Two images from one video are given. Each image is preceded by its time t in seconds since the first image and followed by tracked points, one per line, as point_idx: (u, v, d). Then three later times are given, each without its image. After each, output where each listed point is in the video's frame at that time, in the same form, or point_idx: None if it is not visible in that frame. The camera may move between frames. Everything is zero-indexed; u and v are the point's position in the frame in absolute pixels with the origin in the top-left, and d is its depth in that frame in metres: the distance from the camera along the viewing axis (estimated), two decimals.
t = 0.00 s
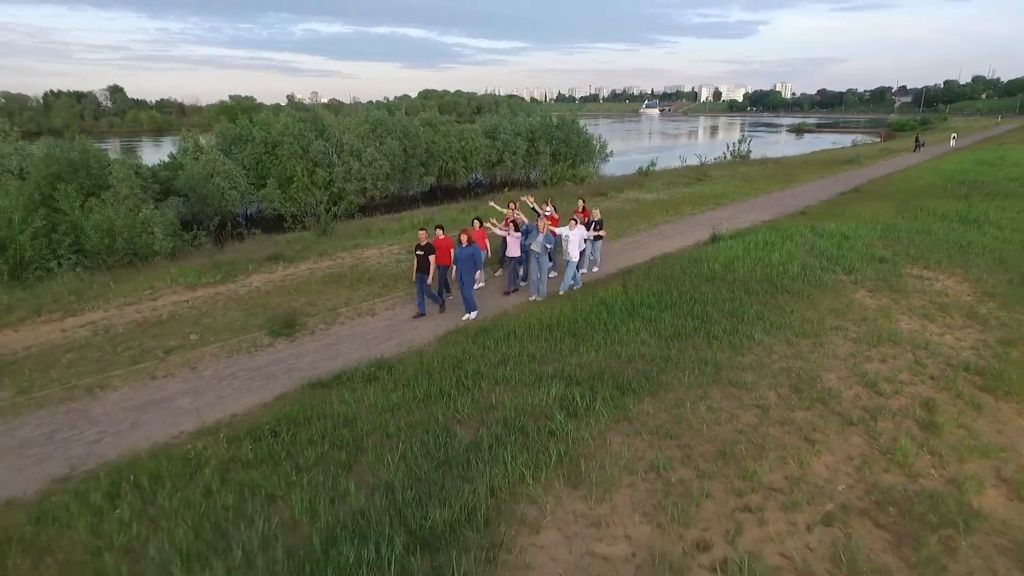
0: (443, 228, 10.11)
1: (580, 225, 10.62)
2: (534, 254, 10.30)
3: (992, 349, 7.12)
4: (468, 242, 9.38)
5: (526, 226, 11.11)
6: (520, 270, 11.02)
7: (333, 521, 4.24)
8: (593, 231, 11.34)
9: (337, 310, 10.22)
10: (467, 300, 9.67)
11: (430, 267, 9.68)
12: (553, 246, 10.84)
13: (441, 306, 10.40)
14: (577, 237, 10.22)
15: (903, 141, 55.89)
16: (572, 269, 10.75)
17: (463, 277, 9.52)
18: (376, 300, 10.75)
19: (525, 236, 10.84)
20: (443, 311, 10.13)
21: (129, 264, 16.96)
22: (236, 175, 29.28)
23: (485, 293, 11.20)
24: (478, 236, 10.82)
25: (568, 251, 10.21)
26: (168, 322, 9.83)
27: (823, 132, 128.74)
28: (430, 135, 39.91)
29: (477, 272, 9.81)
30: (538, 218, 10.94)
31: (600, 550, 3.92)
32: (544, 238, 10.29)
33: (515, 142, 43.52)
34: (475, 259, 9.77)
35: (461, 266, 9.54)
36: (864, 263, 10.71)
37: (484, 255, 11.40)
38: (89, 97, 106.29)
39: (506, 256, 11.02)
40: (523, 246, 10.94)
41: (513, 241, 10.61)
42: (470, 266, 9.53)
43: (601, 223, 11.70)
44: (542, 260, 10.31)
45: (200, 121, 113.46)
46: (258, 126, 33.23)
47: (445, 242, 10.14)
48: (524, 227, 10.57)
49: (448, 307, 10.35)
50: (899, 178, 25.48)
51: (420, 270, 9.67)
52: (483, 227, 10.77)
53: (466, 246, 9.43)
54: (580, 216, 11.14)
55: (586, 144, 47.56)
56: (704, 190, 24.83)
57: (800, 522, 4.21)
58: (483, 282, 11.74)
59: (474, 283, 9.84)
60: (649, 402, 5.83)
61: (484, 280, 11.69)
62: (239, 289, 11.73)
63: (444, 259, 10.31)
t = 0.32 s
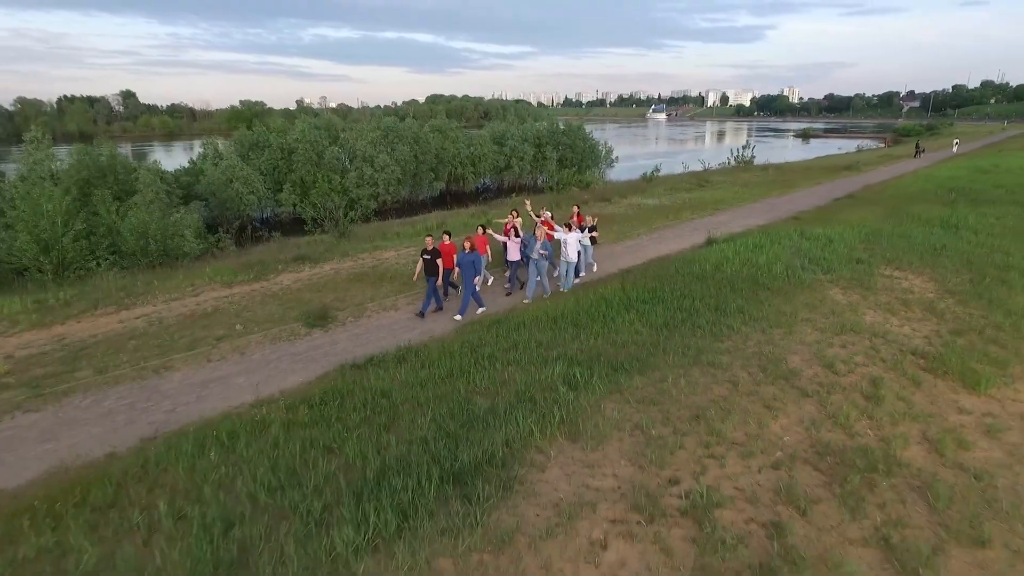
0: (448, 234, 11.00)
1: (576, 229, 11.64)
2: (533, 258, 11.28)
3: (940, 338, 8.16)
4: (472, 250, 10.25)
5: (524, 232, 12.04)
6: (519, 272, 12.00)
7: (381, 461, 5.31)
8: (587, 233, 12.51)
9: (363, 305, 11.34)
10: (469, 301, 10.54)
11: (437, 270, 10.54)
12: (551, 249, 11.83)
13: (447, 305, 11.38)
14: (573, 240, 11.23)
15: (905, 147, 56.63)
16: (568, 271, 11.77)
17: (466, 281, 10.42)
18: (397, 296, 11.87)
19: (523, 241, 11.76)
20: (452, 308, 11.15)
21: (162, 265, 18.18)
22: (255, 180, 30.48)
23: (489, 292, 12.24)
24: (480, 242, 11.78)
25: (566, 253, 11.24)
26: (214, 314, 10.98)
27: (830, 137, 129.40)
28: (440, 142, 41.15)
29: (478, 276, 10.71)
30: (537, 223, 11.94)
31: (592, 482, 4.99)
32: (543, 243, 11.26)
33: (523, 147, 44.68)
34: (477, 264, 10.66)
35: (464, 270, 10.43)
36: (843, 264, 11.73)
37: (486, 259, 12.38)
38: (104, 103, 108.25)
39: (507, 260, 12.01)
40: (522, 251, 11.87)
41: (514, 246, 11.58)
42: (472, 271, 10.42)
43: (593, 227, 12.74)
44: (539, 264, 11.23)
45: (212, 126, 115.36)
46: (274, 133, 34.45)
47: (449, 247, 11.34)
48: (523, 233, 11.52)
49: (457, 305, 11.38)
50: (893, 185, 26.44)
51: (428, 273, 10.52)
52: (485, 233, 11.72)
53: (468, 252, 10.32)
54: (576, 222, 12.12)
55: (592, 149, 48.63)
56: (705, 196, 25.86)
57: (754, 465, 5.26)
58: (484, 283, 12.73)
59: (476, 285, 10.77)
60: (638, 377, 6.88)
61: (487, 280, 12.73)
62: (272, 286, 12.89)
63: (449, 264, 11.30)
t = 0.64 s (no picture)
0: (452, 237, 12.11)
1: (571, 233, 12.74)
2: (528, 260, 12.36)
3: (893, 327, 9.34)
4: (471, 251, 11.39)
5: (522, 237, 13.11)
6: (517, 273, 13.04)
7: (414, 419, 6.48)
8: (579, 239, 13.16)
9: (384, 300, 12.57)
10: (469, 298, 11.64)
11: (440, 271, 11.63)
12: (546, 251, 12.95)
13: (450, 303, 12.45)
14: (567, 244, 12.35)
15: (904, 153, 57.62)
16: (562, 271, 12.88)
17: (467, 280, 11.50)
18: (414, 292, 13.09)
19: (521, 246, 12.83)
20: (458, 305, 12.29)
21: (190, 265, 19.48)
22: (270, 185, 31.81)
23: (489, 293, 13.24)
24: (480, 245, 12.81)
25: (561, 255, 12.30)
26: (250, 307, 12.23)
27: (832, 143, 130.49)
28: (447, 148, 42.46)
29: (477, 276, 11.82)
30: (534, 229, 13.02)
31: (586, 434, 6.15)
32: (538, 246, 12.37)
33: (527, 153, 45.96)
34: (477, 266, 11.74)
35: (465, 270, 11.53)
36: (820, 264, 12.90)
37: (487, 261, 13.48)
38: (116, 108, 110.21)
39: (506, 262, 13.11)
40: (519, 254, 12.95)
41: (512, 249, 12.66)
42: (472, 272, 11.50)
43: (585, 233, 13.80)
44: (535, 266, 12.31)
45: (221, 130, 117.20)
46: (288, 139, 35.82)
47: (451, 249, 11.86)
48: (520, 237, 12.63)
49: (461, 303, 12.50)
50: (884, 190, 27.52)
51: (432, 273, 11.61)
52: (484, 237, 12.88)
53: (469, 254, 11.40)
54: (571, 227, 13.20)
55: (596, 155, 49.85)
56: (702, 201, 27.03)
57: (719, 424, 6.43)
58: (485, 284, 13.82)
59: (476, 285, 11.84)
60: (627, 356, 8.05)
61: (488, 282, 13.76)
62: (299, 284, 14.14)
63: (451, 264, 12.30)
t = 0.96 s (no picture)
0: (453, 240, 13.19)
1: (564, 237, 13.81)
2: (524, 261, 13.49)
3: (852, 318, 10.64)
4: (471, 253, 12.50)
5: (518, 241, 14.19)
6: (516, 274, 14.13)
7: (437, 388, 7.77)
8: (571, 242, 14.25)
9: (401, 296, 13.90)
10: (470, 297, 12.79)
11: (443, 272, 12.73)
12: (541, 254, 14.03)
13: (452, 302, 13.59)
14: (561, 247, 13.43)
15: (898, 160, 58.80)
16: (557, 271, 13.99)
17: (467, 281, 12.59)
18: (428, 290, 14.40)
19: (518, 249, 13.91)
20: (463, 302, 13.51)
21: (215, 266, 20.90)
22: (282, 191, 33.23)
23: (490, 292, 14.39)
24: (480, 248, 13.86)
25: (555, 256, 13.39)
26: (281, 302, 13.59)
27: (832, 148, 132.00)
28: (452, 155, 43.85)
29: (476, 276, 12.95)
30: (530, 233, 14.10)
31: (579, 399, 7.42)
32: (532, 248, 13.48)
33: (530, 160, 47.32)
34: (477, 267, 12.82)
35: (466, 271, 12.62)
36: (797, 264, 14.19)
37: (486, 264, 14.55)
38: (122, 113, 111.83)
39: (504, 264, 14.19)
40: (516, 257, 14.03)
41: (510, 251, 13.74)
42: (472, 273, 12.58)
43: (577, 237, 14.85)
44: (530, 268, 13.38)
45: (227, 136, 118.90)
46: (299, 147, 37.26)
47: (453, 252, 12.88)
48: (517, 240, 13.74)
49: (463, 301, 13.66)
50: (872, 196, 28.74)
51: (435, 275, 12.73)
52: (483, 240, 14.01)
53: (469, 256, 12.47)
54: (564, 232, 14.28)
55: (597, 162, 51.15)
56: (698, 206, 28.29)
57: (691, 394, 7.71)
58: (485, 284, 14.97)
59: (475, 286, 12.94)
60: (617, 340, 9.35)
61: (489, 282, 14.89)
62: (322, 282, 15.49)
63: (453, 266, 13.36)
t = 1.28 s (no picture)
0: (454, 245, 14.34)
1: (558, 243, 14.98)
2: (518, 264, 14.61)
3: (818, 312, 12.01)
4: (470, 257, 13.66)
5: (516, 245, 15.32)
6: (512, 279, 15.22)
7: (455, 366, 9.15)
8: (565, 247, 15.43)
9: (416, 295, 15.30)
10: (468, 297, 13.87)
11: (444, 274, 13.93)
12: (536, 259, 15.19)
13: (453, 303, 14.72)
14: (555, 252, 14.60)
15: (891, 167, 60.33)
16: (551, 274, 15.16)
17: (466, 282, 13.75)
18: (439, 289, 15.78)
19: (514, 253, 15.03)
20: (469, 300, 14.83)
21: (237, 269, 22.36)
22: (294, 198, 34.70)
23: (491, 292, 15.66)
24: (479, 255, 14.90)
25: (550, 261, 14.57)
26: (308, 300, 15.02)
27: (830, 155, 133.57)
28: (457, 162, 45.34)
29: (475, 277, 14.11)
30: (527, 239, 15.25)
31: (575, 375, 8.78)
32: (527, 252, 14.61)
33: (532, 168, 48.81)
34: (475, 270, 13.97)
35: (465, 274, 13.77)
36: (776, 266, 15.55)
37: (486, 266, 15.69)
38: (128, 119, 113.85)
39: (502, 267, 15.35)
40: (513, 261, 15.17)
41: (506, 256, 14.86)
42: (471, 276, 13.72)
43: (571, 243, 15.97)
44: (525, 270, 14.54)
45: (232, 141, 120.75)
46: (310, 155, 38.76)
47: (453, 256, 14.00)
48: (513, 245, 14.86)
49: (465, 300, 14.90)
50: (860, 203, 30.11)
51: (437, 276, 13.95)
52: (482, 246, 15.13)
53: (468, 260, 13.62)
54: (559, 237, 15.47)
55: (597, 169, 52.65)
56: (693, 213, 29.67)
57: (670, 372, 9.08)
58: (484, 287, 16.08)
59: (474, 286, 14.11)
60: (609, 329, 10.70)
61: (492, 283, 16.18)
62: (341, 283, 16.89)
63: (454, 268, 14.49)
